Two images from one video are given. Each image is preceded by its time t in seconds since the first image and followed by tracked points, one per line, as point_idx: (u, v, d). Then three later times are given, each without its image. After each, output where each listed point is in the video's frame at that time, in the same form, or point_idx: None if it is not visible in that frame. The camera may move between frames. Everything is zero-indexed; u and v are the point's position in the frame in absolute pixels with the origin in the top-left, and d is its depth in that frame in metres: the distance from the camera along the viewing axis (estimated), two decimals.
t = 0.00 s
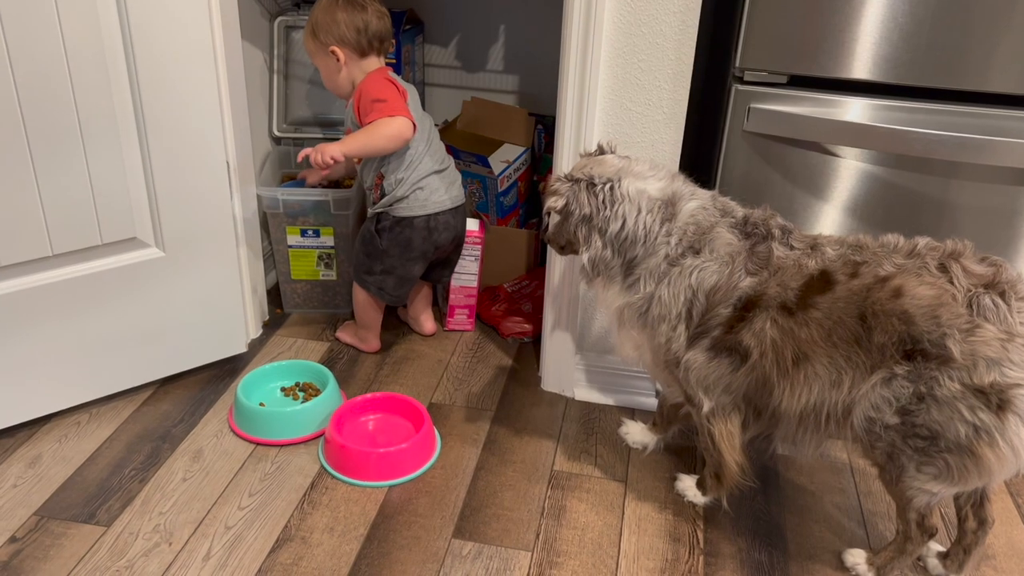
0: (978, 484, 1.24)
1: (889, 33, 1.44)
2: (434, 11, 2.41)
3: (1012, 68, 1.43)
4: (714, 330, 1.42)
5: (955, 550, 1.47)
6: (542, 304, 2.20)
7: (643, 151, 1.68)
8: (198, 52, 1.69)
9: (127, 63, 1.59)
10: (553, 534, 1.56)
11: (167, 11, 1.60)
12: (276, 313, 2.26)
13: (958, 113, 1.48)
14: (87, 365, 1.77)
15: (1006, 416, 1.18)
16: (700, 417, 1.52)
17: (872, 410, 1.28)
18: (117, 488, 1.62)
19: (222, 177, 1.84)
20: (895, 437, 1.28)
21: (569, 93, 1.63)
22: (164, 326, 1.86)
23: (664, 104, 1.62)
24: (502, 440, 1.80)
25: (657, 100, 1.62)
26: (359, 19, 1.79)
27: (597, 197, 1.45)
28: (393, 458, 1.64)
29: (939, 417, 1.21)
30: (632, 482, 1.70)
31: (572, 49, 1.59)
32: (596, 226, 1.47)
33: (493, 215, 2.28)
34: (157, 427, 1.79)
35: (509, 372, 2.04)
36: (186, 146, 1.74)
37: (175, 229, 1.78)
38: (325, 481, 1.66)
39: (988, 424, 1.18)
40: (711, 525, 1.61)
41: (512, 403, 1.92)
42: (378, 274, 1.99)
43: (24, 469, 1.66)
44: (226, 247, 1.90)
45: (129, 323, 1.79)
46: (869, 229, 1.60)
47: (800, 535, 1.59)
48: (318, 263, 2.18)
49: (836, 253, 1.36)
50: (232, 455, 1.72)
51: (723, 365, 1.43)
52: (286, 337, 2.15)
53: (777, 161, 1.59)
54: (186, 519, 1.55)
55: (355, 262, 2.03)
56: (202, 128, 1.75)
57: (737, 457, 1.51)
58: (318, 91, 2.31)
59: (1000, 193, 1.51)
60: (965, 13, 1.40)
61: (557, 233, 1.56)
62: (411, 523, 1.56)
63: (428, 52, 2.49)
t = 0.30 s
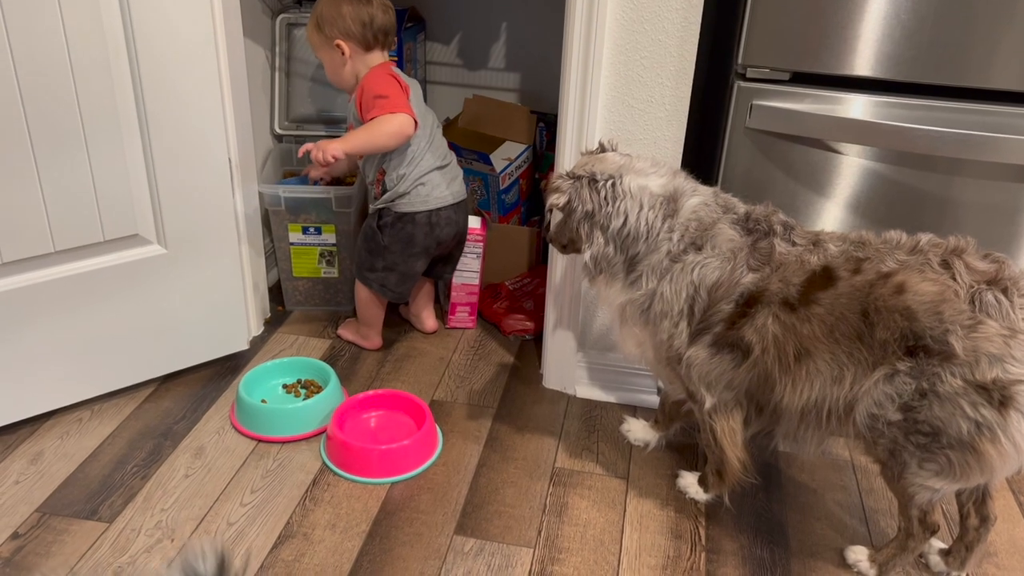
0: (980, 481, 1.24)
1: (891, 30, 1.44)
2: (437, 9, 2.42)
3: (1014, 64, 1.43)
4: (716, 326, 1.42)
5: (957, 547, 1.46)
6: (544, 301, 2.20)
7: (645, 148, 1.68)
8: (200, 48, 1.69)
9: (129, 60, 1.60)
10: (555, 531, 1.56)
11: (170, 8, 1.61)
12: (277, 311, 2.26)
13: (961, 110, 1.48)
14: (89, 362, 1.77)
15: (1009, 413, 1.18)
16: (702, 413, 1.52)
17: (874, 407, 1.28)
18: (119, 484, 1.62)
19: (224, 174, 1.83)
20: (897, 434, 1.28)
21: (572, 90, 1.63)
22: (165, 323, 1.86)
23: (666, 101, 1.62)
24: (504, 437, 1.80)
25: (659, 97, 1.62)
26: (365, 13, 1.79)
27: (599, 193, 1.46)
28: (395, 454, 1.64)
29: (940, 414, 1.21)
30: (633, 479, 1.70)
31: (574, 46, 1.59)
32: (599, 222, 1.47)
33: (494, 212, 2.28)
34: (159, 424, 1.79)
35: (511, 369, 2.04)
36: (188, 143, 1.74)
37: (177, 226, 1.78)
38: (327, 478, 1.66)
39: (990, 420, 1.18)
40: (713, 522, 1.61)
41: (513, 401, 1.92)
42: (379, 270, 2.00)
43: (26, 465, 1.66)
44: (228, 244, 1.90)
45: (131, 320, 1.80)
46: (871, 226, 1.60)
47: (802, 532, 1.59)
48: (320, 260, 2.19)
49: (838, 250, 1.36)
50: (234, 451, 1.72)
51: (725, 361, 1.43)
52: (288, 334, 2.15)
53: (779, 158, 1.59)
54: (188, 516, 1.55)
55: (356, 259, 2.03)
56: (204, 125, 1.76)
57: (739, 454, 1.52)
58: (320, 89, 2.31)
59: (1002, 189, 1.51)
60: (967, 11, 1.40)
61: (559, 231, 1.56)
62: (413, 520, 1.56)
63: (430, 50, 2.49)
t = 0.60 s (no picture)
0: (983, 479, 1.24)
1: (893, 29, 1.44)
2: (438, 8, 2.42)
3: (1017, 63, 1.43)
4: (719, 325, 1.42)
5: (959, 545, 1.47)
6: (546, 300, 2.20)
7: (647, 147, 1.68)
8: (203, 47, 1.69)
9: (132, 58, 1.60)
10: (557, 529, 1.56)
11: (173, 7, 1.61)
12: (279, 310, 2.26)
13: (963, 109, 1.48)
14: (92, 360, 1.78)
15: (1012, 411, 1.18)
16: (705, 412, 1.52)
17: (877, 405, 1.28)
18: (122, 483, 1.62)
19: (226, 173, 1.84)
20: (900, 432, 1.28)
21: (574, 90, 1.63)
22: (168, 322, 1.86)
23: (669, 100, 1.62)
24: (506, 436, 1.80)
25: (661, 96, 1.62)
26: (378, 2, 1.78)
27: (602, 191, 1.46)
28: (397, 453, 1.64)
29: (944, 412, 1.22)
30: (636, 478, 1.70)
31: (576, 45, 1.59)
32: (602, 221, 1.48)
33: (495, 212, 2.28)
34: (161, 422, 1.80)
35: (512, 368, 2.04)
36: (191, 142, 1.74)
37: (180, 225, 1.78)
38: (329, 477, 1.66)
39: (993, 419, 1.18)
40: (715, 521, 1.61)
41: (515, 399, 1.92)
42: (380, 268, 2.00)
43: (29, 464, 1.66)
44: (231, 243, 1.90)
45: (134, 318, 1.80)
46: (873, 225, 1.61)
47: (804, 531, 1.59)
48: (321, 259, 2.19)
49: (841, 249, 1.37)
50: (237, 450, 1.72)
51: (728, 360, 1.43)
52: (290, 333, 2.15)
53: (782, 157, 1.60)
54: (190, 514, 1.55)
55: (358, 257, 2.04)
56: (207, 124, 1.76)
57: (742, 453, 1.52)
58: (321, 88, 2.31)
59: (1004, 188, 1.51)
60: (969, 10, 1.40)
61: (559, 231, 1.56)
62: (416, 518, 1.56)
63: (432, 50, 2.49)
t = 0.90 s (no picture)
0: (984, 478, 1.25)
1: (894, 29, 1.44)
2: (439, 8, 2.42)
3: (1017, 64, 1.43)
4: (720, 325, 1.42)
5: (960, 545, 1.47)
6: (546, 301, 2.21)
7: (648, 147, 1.68)
8: (205, 47, 1.69)
9: (133, 58, 1.60)
10: (558, 529, 1.56)
11: (174, 7, 1.61)
12: (279, 310, 2.26)
13: (964, 109, 1.48)
14: (92, 360, 1.78)
15: (1013, 411, 1.18)
16: (706, 412, 1.52)
17: (878, 405, 1.28)
18: (122, 483, 1.62)
19: (227, 173, 1.84)
20: (901, 432, 1.28)
21: (574, 90, 1.64)
22: (169, 322, 1.86)
23: (669, 100, 1.62)
24: (507, 436, 1.80)
25: (662, 96, 1.62)
26: None
27: (607, 191, 1.46)
28: (398, 452, 1.64)
29: (945, 412, 1.22)
30: (637, 478, 1.70)
31: (577, 45, 1.59)
32: (605, 221, 1.48)
33: (496, 212, 2.28)
34: (162, 422, 1.80)
35: (513, 368, 2.04)
36: (192, 142, 1.74)
37: (180, 225, 1.78)
38: (330, 477, 1.66)
39: (994, 419, 1.18)
40: (716, 520, 1.61)
41: (516, 399, 1.92)
42: (388, 266, 2.00)
43: (30, 464, 1.66)
44: (231, 243, 1.90)
45: (135, 318, 1.80)
46: (873, 225, 1.61)
47: (805, 530, 1.60)
48: (322, 259, 2.19)
49: (842, 249, 1.37)
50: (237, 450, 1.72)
51: (728, 360, 1.43)
52: (290, 333, 2.16)
53: (783, 157, 1.60)
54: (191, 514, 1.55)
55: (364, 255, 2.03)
56: (208, 124, 1.76)
57: (742, 453, 1.52)
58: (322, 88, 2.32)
59: (1004, 188, 1.51)
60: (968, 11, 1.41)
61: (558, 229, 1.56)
62: (417, 518, 1.57)
63: (432, 49, 2.49)
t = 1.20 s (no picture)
0: (981, 477, 1.24)
1: (891, 28, 1.44)
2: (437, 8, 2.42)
3: (1014, 63, 1.43)
4: (718, 324, 1.42)
5: (957, 544, 1.47)
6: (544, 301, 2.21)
7: (645, 146, 1.68)
8: (202, 47, 1.69)
9: (129, 56, 1.59)
10: (556, 529, 1.56)
11: (172, 7, 1.61)
12: (277, 310, 2.26)
13: (961, 108, 1.48)
14: (89, 360, 1.77)
15: (1009, 409, 1.18)
16: (704, 412, 1.52)
17: (875, 404, 1.28)
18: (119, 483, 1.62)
19: (224, 171, 1.83)
20: (898, 431, 1.28)
21: (572, 89, 1.63)
22: (166, 322, 1.86)
23: (667, 99, 1.62)
24: (505, 435, 1.80)
25: (660, 95, 1.62)
26: None
27: (606, 193, 1.46)
28: (396, 451, 1.64)
29: (941, 410, 1.22)
30: (634, 477, 1.70)
31: (574, 44, 1.59)
32: (604, 222, 1.48)
33: (494, 211, 2.29)
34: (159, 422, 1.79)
35: (510, 367, 2.04)
36: (188, 141, 1.74)
37: (177, 224, 1.78)
38: (327, 476, 1.65)
39: (990, 418, 1.18)
40: (714, 520, 1.61)
41: (513, 399, 1.92)
42: (400, 261, 2.02)
43: (26, 464, 1.65)
44: (229, 243, 1.90)
45: (132, 318, 1.79)
46: (871, 224, 1.61)
47: (803, 530, 1.59)
48: (319, 259, 2.19)
49: (839, 248, 1.37)
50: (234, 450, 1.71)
51: (726, 359, 1.43)
52: (288, 332, 2.15)
53: (781, 156, 1.60)
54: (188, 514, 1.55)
55: (372, 252, 2.04)
56: (204, 123, 1.75)
57: (741, 452, 1.52)
58: (319, 87, 2.31)
59: (1001, 187, 1.51)
60: (966, 11, 1.41)
61: (554, 225, 1.56)
62: (414, 517, 1.56)
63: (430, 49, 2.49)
